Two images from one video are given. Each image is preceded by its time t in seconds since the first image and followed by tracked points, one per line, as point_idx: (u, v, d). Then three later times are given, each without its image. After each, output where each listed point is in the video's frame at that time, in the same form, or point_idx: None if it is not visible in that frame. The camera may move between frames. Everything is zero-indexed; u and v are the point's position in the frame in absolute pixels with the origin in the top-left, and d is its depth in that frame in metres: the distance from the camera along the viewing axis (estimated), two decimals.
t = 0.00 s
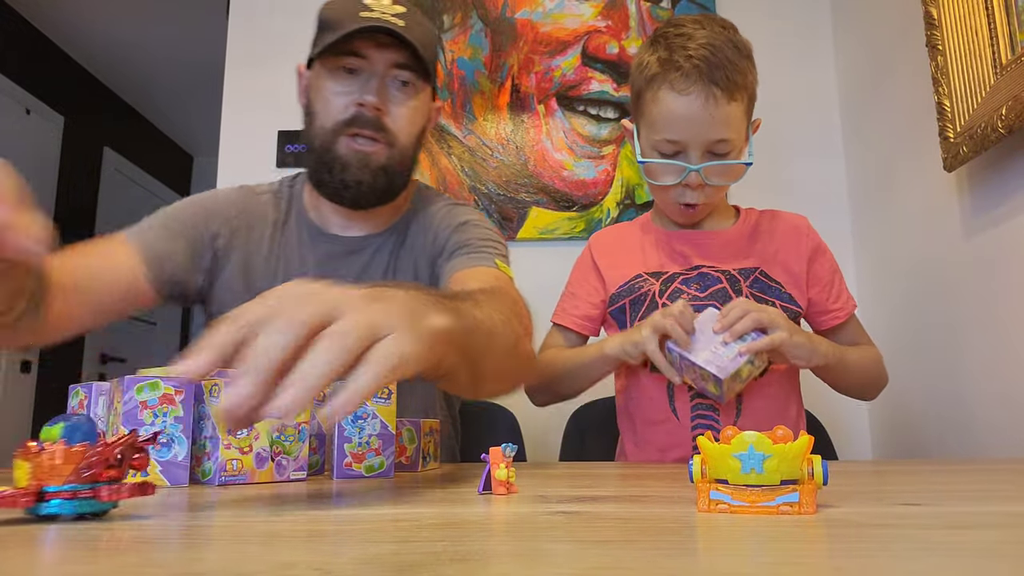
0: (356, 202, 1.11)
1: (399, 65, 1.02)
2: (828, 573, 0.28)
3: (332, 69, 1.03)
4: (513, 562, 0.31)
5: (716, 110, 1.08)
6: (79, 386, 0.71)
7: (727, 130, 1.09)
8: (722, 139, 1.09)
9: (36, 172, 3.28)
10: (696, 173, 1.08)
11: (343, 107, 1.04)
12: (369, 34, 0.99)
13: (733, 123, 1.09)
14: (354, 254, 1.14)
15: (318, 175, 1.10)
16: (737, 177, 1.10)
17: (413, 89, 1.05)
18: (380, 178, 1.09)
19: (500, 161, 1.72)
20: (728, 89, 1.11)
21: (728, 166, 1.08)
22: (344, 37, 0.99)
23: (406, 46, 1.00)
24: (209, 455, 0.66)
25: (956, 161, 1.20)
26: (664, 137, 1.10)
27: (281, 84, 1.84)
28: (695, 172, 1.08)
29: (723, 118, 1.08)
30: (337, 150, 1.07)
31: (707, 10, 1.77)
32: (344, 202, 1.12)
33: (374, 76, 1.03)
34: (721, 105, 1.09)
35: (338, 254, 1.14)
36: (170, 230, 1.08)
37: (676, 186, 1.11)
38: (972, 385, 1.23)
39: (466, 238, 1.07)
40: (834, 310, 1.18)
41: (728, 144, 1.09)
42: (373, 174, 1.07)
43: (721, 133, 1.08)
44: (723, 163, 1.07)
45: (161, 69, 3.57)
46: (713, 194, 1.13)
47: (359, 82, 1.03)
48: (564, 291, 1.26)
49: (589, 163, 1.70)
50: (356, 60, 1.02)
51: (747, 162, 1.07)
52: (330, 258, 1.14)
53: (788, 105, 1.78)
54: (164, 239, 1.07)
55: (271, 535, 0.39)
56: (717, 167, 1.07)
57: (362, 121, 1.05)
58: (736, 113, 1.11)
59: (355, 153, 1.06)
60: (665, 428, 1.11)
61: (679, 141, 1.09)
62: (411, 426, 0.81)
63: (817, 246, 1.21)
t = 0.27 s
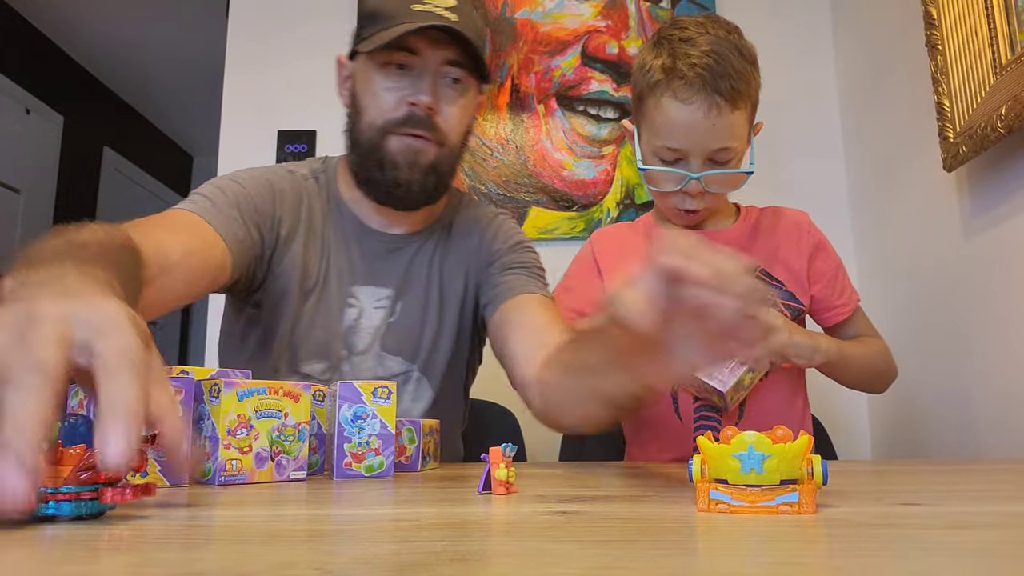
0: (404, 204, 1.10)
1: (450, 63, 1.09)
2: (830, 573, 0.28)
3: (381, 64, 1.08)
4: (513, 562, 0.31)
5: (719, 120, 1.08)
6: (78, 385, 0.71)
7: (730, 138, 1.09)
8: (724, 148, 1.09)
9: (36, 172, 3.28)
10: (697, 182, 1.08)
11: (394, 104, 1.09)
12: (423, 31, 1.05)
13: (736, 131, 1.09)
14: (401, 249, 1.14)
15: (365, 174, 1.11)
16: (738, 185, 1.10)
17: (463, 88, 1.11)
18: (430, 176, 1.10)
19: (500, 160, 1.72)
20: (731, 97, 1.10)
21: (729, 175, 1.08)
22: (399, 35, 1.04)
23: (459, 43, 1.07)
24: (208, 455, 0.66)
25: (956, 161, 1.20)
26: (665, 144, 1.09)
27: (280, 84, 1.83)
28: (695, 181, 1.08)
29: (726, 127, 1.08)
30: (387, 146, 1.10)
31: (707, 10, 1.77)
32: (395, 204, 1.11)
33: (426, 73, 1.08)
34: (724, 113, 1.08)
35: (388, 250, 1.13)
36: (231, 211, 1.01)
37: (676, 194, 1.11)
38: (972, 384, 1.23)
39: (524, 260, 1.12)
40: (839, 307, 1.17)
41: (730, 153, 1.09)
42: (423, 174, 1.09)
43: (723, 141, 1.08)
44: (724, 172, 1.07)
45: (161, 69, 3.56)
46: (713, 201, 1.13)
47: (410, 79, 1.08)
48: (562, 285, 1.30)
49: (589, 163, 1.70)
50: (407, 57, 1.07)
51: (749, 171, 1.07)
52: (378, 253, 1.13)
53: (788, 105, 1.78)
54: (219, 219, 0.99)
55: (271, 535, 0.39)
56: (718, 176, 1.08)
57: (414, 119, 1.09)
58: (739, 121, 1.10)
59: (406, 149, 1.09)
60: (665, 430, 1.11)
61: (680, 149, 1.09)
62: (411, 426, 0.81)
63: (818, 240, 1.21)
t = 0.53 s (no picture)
0: (439, 209, 1.13)
1: (498, 76, 1.14)
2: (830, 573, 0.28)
3: (430, 69, 1.12)
4: (513, 562, 0.31)
5: (733, 124, 1.08)
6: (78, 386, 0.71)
7: (744, 142, 1.09)
8: (737, 152, 1.08)
9: (36, 172, 3.27)
10: (709, 186, 1.08)
11: (439, 110, 1.13)
12: (477, 41, 1.10)
13: (749, 136, 1.09)
14: (419, 257, 1.16)
15: (400, 178, 1.13)
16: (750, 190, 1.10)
17: (507, 101, 1.16)
18: (468, 184, 1.13)
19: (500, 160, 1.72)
20: (743, 103, 1.10)
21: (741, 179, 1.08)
22: (456, 44, 1.07)
23: (510, 56, 1.13)
24: (208, 455, 0.66)
25: (956, 161, 1.20)
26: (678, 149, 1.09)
27: (279, 84, 1.83)
28: (706, 185, 1.08)
29: (738, 132, 1.08)
30: (428, 152, 1.13)
31: (707, 10, 1.77)
32: (429, 210, 1.13)
33: (474, 83, 1.13)
34: (739, 118, 1.09)
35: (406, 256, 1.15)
36: (249, 211, 1.03)
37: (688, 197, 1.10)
38: (972, 385, 1.23)
39: (546, 267, 1.13)
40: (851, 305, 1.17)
41: (742, 157, 1.09)
42: (465, 179, 1.13)
43: (734, 146, 1.08)
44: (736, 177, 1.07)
45: (161, 69, 3.56)
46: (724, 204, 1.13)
47: (457, 88, 1.13)
48: (573, 291, 1.27)
49: (589, 163, 1.70)
50: (457, 64, 1.11)
51: (759, 176, 1.07)
52: (397, 259, 1.15)
53: (788, 105, 1.78)
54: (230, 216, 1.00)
55: (271, 535, 0.39)
56: (730, 182, 1.07)
57: (458, 128, 1.13)
58: (753, 126, 1.11)
59: (446, 156, 1.13)
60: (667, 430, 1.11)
61: (693, 153, 1.08)
62: (411, 425, 0.81)
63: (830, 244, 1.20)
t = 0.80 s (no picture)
0: (444, 227, 1.14)
1: (514, 83, 1.12)
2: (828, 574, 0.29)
3: (443, 76, 1.11)
4: (512, 563, 0.31)
5: (758, 131, 1.05)
6: (78, 387, 0.71)
7: (767, 149, 1.05)
8: (761, 158, 1.05)
9: (36, 173, 3.27)
10: (732, 191, 1.05)
11: (452, 119, 1.11)
12: (491, 48, 1.08)
13: (773, 142, 1.06)
14: (433, 266, 1.18)
15: (410, 194, 1.14)
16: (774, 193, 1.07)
17: (523, 108, 1.14)
18: (474, 204, 1.13)
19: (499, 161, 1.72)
20: (770, 108, 1.07)
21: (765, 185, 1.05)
22: (468, 50, 1.06)
23: (525, 62, 1.10)
24: (206, 456, 0.66)
25: (956, 163, 1.20)
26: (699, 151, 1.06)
27: (279, 84, 1.83)
28: (729, 190, 1.05)
29: (763, 138, 1.05)
30: (438, 165, 1.13)
31: (707, 11, 1.76)
32: (436, 227, 1.14)
33: (488, 91, 1.11)
34: (765, 124, 1.05)
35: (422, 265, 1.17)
36: (279, 206, 1.06)
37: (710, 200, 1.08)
38: (972, 386, 1.23)
39: (561, 278, 1.13)
40: (867, 323, 1.15)
41: (766, 162, 1.06)
42: (472, 199, 1.13)
43: (757, 153, 1.05)
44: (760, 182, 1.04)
45: (161, 69, 3.56)
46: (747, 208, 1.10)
47: (471, 96, 1.11)
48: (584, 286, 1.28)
49: (589, 163, 1.70)
50: (470, 71, 1.09)
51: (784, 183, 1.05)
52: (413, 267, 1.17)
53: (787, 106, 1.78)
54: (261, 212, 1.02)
55: (270, 536, 0.39)
56: (752, 186, 1.05)
57: (470, 136, 1.11)
58: (777, 132, 1.07)
59: (453, 171, 1.13)
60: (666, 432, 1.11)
61: (716, 157, 1.05)
62: (410, 426, 0.81)
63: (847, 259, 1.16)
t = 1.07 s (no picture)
0: (466, 221, 1.18)
1: (531, 84, 1.14)
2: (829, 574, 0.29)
3: (462, 78, 1.12)
4: (515, 563, 0.31)
5: (790, 132, 1.05)
6: (78, 386, 0.71)
7: (795, 152, 1.07)
8: (788, 159, 1.06)
9: (36, 173, 3.27)
10: (753, 190, 1.06)
11: (470, 121, 1.12)
12: (511, 50, 1.09)
13: (801, 144, 1.07)
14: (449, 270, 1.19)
15: (431, 191, 1.16)
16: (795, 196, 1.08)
17: (540, 109, 1.15)
18: (495, 199, 1.16)
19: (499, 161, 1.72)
20: (803, 111, 1.07)
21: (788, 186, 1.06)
22: (489, 51, 1.07)
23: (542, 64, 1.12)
24: (207, 455, 0.66)
25: (955, 162, 1.20)
26: (725, 145, 1.07)
27: (279, 84, 1.83)
28: (751, 188, 1.05)
29: (793, 139, 1.06)
30: (458, 165, 1.14)
31: (707, 11, 1.76)
32: (457, 221, 1.19)
33: (507, 94, 1.12)
34: (796, 126, 1.06)
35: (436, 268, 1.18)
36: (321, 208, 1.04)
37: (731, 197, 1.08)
38: (972, 386, 1.23)
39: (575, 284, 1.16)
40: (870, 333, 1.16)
41: (792, 163, 1.07)
42: (492, 196, 1.15)
43: (786, 154, 1.06)
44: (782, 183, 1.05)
45: (161, 69, 3.56)
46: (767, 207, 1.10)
47: (489, 98, 1.12)
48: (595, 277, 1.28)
49: (589, 163, 1.70)
50: (489, 73, 1.11)
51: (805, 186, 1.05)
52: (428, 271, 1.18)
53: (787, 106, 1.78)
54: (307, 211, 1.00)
55: (272, 536, 0.39)
56: (774, 187, 1.05)
57: (489, 139, 1.13)
58: (806, 134, 1.08)
59: (475, 170, 1.14)
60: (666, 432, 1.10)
61: (742, 154, 1.06)
62: (410, 426, 0.81)
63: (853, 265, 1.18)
